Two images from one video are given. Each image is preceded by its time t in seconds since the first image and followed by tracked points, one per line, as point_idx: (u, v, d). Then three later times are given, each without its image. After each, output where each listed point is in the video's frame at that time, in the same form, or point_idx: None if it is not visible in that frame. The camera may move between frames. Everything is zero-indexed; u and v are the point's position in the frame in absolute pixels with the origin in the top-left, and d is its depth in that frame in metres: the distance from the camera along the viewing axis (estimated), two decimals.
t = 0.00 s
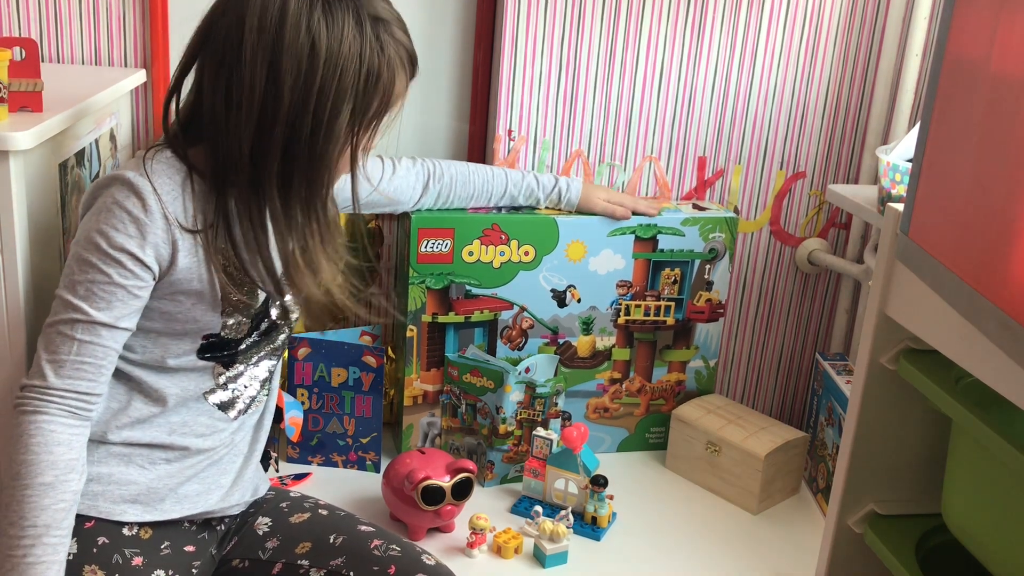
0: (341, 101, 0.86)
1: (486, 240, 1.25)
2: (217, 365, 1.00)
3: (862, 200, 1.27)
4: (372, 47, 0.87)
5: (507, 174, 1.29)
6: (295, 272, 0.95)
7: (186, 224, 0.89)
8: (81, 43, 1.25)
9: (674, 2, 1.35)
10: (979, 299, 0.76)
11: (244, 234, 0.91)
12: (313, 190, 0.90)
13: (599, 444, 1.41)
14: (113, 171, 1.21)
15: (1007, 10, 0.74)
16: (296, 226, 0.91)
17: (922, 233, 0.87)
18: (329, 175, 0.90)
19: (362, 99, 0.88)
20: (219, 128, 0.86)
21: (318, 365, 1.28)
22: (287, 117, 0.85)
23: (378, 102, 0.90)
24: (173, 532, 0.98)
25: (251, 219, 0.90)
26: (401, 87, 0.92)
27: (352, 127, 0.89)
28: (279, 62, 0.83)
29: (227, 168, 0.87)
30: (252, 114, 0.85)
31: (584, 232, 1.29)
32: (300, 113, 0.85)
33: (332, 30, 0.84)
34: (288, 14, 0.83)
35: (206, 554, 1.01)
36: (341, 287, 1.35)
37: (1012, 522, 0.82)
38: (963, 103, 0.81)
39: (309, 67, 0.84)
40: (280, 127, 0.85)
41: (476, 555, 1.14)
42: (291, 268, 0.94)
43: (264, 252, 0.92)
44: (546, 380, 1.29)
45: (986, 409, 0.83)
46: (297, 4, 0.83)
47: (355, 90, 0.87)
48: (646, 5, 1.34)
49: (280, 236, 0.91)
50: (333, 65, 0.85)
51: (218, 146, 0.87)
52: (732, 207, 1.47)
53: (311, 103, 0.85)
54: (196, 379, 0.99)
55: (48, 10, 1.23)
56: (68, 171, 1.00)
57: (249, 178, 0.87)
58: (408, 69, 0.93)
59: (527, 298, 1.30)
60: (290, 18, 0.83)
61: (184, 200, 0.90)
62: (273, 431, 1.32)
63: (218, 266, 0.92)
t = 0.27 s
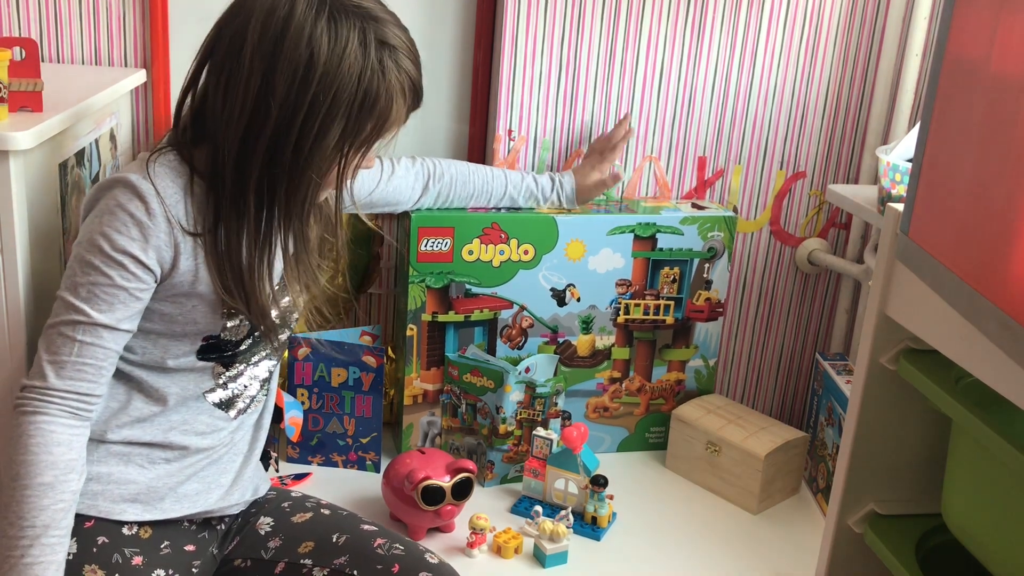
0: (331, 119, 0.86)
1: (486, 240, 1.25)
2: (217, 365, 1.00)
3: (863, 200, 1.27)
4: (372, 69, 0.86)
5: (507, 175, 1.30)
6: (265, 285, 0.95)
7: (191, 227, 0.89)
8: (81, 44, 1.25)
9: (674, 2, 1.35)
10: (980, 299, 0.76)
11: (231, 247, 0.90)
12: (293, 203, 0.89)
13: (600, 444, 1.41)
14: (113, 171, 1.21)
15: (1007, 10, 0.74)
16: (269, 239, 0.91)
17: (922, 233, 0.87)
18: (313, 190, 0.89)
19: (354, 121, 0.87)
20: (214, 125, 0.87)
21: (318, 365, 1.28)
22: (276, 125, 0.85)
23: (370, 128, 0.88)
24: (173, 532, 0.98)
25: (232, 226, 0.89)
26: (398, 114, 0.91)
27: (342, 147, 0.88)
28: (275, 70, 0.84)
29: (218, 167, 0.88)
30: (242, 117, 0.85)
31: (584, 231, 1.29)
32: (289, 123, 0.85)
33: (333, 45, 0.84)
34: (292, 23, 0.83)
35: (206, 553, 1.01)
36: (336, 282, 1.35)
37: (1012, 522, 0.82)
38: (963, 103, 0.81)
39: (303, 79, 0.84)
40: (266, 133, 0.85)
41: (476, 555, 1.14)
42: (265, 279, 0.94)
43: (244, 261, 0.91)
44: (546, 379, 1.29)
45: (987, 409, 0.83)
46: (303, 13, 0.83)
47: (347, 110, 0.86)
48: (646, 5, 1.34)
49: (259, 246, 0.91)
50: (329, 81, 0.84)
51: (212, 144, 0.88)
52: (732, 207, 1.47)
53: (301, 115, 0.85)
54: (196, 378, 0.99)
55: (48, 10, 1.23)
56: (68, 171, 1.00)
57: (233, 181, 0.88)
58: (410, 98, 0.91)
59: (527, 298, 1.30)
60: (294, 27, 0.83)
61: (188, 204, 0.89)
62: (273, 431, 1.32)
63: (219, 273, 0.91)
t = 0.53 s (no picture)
0: (342, 131, 0.86)
1: (486, 240, 1.25)
2: (217, 366, 1.00)
3: (863, 200, 1.27)
4: (383, 83, 0.86)
5: (513, 173, 1.29)
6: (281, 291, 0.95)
7: (196, 228, 0.89)
8: (81, 43, 1.25)
9: (674, 2, 1.35)
10: (980, 299, 0.76)
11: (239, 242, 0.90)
12: (304, 212, 0.89)
13: (599, 444, 1.41)
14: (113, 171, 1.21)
15: (1007, 10, 0.74)
16: (283, 247, 0.91)
17: (922, 233, 0.87)
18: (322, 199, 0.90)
19: (365, 134, 0.87)
20: (224, 129, 0.87)
21: (318, 365, 1.28)
22: (288, 133, 0.85)
23: (377, 143, 0.89)
24: (173, 532, 0.98)
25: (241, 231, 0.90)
26: (406, 128, 0.91)
27: (352, 158, 0.88)
28: (288, 79, 0.83)
29: (228, 170, 0.88)
30: (255, 123, 0.85)
31: (584, 232, 1.29)
32: (301, 133, 0.85)
33: (346, 58, 0.84)
34: (306, 33, 0.83)
35: (206, 553, 1.01)
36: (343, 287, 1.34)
37: (1012, 523, 0.82)
38: (963, 103, 0.81)
39: (315, 89, 0.84)
40: (280, 140, 0.85)
41: (476, 555, 1.14)
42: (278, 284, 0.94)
43: (255, 266, 0.91)
44: (546, 380, 1.29)
45: (987, 409, 0.83)
46: (315, 24, 0.84)
47: (358, 123, 0.86)
48: (646, 5, 1.34)
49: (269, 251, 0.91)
50: (341, 93, 0.84)
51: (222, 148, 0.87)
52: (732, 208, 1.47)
53: (312, 125, 0.85)
54: (197, 379, 0.99)
55: (48, 10, 1.23)
56: (68, 171, 1.00)
57: (244, 187, 0.88)
58: (417, 113, 0.92)
59: (527, 298, 1.30)
60: (306, 37, 0.83)
61: (192, 204, 0.90)
62: (273, 431, 1.32)
63: (223, 271, 0.92)
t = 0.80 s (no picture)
0: (342, 139, 0.86)
1: (486, 240, 1.25)
2: (218, 366, 1.00)
3: (863, 200, 1.27)
4: (381, 89, 0.86)
5: (513, 174, 1.29)
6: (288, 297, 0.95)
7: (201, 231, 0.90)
8: (81, 43, 1.25)
9: (674, 2, 1.35)
10: (980, 298, 0.76)
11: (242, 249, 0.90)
12: (305, 218, 0.89)
13: (599, 444, 1.41)
14: (113, 172, 1.20)
15: (1007, 10, 0.74)
16: (289, 252, 0.92)
17: (922, 233, 0.87)
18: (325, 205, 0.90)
19: (365, 140, 0.87)
20: (225, 136, 0.87)
21: (318, 365, 1.28)
22: (288, 140, 0.85)
23: (378, 149, 0.88)
24: (174, 531, 0.98)
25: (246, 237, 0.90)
26: (406, 134, 0.91)
27: (352, 164, 0.88)
28: (288, 87, 0.83)
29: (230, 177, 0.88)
30: (255, 131, 0.85)
31: (584, 232, 1.29)
32: (302, 140, 0.85)
33: (345, 65, 0.84)
34: (304, 39, 0.83)
35: (208, 553, 1.01)
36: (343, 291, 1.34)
37: (1012, 522, 0.82)
38: (963, 102, 0.81)
39: (315, 96, 0.84)
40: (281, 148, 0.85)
41: (476, 555, 1.14)
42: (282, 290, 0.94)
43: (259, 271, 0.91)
44: (546, 380, 1.29)
45: (987, 409, 0.83)
46: (313, 30, 0.83)
47: (359, 129, 0.86)
48: (646, 5, 1.34)
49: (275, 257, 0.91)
50: (340, 100, 0.84)
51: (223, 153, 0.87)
52: (732, 208, 1.47)
53: (312, 133, 0.85)
54: (199, 379, 0.99)
55: (48, 10, 1.23)
56: (68, 171, 1.00)
57: (246, 194, 0.88)
58: (416, 118, 0.92)
59: (527, 298, 1.30)
60: (305, 43, 0.83)
61: (197, 206, 0.90)
62: (273, 431, 1.32)
63: (226, 275, 0.92)
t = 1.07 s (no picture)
0: (315, 132, 0.85)
1: (486, 238, 1.25)
2: (218, 365, 1.00)
3: (863, 200, 1.27)
4: (354, 79, 0.84)
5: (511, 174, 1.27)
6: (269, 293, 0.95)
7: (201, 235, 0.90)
8: (81, 43, 1.25)
9: (674, 2, 1.35)
10: (980, 298, 0.76)
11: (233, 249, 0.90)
12: (286, 210, 0.89)
13: (600, 444, 1.41)
14: (113, 172, 1.20)
15: (1007, 10, 0.74)
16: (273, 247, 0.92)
17: (922, 234, 0.87)
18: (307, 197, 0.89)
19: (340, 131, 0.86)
20: (206, 134, 0.87)
21: (317, 365, 1.28)
22: (262, 135, 0.85)
23: (355, 139, 0.87)
24: (175, 531, 0.98)
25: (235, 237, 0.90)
26: (387, 124, 0.90)
27: (330, 156, 0.87)
28: (258, 82, 0.83)
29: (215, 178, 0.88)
30: (230, 127, 0.85)
31: (583, 230, 1.29)
32: (275, 135, 0.85)
33: (313, 56, 0.83)
34: (272, 32, 0.82)
35: (209, 553, 1.01)
36: (338, 287, 1.34)
37: (1012, 522, 0.82)
38: (963, 102, 0.81)
39: (285, 90, 0.83)
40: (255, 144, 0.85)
41: (476, 555, 1.14)
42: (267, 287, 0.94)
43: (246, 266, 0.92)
44: (546, 379, 1.29)
45: (987, 409, 0.83)
46: (281, 23, 0.82)
47: (332, 121, 0.85)
48: (646, 5, 1.34)
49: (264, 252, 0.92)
50: (309, 92, 0.84)
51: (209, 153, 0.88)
52: (732, 208, 1.47)
53: (284, 125, 0.84)
54: (199, 379, 0.99)
55: (48, 10, 1.23)
56: (68, 171, 1.00)
57: (228, 191, 0.88)
58: (399, 108, 0.90)
59: (526, 296, 1.30)
60: (272, 36, 0.82)
61: (196, 210, 0.90)
62: (273, 431, 1.32)
63: (222, 276, 0.92)
